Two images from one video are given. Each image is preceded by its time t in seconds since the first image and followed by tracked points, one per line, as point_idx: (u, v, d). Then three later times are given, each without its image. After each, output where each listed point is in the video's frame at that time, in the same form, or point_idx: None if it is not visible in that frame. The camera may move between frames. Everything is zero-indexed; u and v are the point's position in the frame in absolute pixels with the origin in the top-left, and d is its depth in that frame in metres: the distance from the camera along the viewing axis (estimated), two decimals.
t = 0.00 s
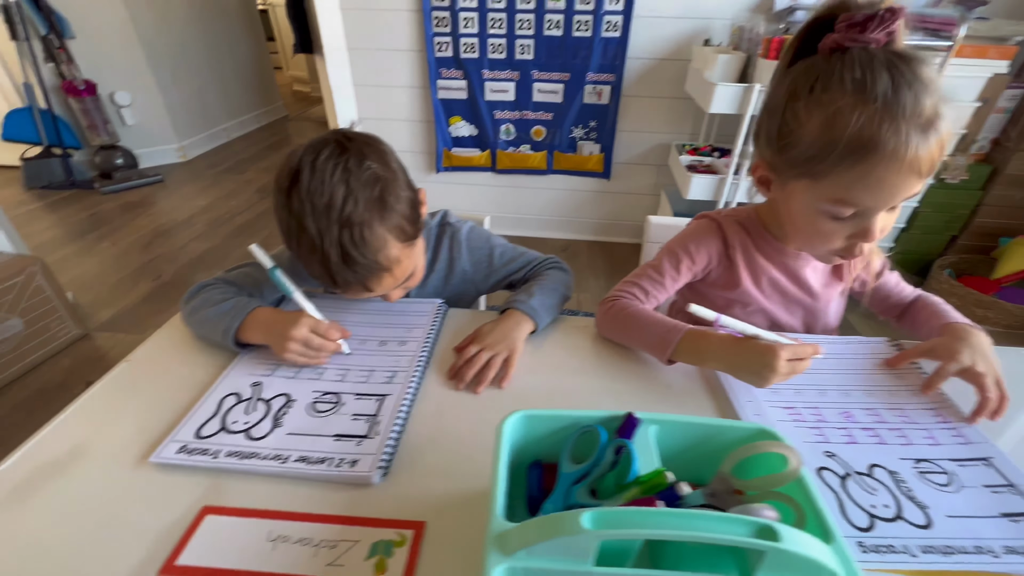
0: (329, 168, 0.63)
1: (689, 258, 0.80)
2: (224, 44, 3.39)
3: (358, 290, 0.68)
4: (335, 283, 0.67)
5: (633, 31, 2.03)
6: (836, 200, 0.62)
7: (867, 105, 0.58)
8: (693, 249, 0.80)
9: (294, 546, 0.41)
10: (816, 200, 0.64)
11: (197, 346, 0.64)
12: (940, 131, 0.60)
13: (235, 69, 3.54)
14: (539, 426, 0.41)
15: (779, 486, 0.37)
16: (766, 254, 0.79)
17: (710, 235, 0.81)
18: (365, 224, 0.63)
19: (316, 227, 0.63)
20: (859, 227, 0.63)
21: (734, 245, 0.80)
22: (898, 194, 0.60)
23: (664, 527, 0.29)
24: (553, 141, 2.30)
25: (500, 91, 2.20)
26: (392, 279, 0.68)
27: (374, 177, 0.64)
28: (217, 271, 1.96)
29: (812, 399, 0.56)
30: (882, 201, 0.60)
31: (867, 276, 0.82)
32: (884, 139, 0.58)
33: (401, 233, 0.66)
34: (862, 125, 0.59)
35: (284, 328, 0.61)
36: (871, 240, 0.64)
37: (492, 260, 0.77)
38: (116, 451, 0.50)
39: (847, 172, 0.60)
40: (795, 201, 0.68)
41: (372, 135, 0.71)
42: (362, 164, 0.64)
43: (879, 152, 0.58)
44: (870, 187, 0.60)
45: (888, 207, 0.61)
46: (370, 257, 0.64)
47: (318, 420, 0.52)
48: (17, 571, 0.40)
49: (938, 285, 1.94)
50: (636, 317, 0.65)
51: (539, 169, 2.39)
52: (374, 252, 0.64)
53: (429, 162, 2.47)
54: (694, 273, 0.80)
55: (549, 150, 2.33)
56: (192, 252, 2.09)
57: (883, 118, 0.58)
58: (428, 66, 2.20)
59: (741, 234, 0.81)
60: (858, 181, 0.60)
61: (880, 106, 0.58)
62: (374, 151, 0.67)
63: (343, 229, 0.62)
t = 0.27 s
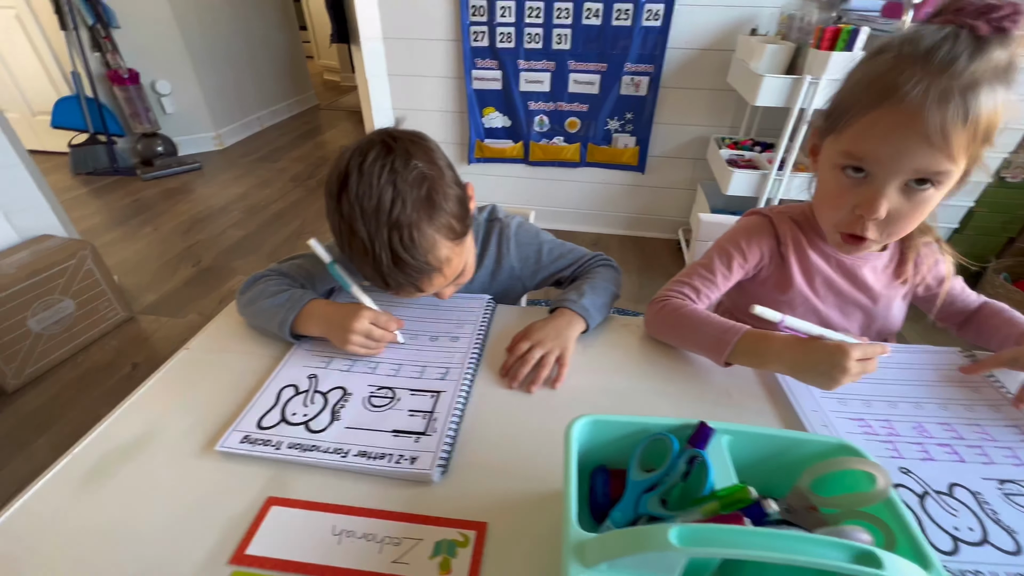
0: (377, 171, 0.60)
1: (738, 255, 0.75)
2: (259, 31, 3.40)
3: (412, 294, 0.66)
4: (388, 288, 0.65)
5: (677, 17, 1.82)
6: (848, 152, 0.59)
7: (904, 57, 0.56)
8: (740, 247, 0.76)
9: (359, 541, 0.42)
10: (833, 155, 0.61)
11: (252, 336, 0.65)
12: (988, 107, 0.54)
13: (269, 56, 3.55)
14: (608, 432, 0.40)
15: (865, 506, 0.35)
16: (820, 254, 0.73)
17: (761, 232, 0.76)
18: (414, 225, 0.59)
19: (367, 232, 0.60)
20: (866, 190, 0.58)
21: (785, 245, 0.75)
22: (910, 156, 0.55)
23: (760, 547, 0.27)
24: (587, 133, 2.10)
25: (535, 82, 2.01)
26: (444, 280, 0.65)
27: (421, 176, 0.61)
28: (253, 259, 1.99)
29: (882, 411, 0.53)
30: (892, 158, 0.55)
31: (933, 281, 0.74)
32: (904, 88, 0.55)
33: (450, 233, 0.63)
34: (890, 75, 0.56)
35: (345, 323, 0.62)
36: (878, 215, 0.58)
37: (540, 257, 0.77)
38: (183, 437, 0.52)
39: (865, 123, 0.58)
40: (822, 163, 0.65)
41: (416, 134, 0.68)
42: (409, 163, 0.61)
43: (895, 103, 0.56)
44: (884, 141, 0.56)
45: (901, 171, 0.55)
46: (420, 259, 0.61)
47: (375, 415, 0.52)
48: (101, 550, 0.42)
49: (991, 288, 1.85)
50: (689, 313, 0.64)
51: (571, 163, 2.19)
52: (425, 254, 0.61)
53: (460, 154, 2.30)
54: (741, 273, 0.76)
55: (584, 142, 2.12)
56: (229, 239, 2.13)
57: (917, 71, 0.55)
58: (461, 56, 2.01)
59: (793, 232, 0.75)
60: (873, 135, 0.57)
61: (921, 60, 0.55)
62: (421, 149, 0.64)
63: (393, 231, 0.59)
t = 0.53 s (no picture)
0: (414, 171, 0.56)
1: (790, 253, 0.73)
2: (290, 18, 3.40)
3: (453, 293, 0.63)
4: (427, 289, 0.63)
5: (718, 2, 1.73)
6: (919, 130, 0.56)
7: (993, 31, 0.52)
8: (792, 245, 0.73)
9: (408, 537, 0.42)
10: (902, 136, 0.58)
11: (297, 326, 0.66)
12: None
13: (299, 44, 3.56)
14: (665, 436, 0.39)
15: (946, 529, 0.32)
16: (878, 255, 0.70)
17: (814, 229, 0.73)
18: (454, 227, 0.56)
19: (406, 234, 0.57)
20: (933, 171, 0.55)
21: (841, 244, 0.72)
22: (987, 135, 0.51)
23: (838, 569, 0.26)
24: (619, 123, 2.03)
25: (568, 71, 1.95)
26: (485, 278, 0.63)
27: (459, 176, 0.57)
28: (284, 246, 2.01)
29: (947, 424, 0.51)
30: (964, 135, 0.52)
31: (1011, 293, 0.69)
32: (987, 59, 0.51)
33: (492, 232, 0.59)
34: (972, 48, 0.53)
35: (390, 318, 0.62)
36: (943, 199, 0.55)
37: (583, 253, 0.80)
38: (233, 425, 0.52)
39: (938, 99, 0.55)
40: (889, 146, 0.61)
41: (453, 127, 0.64)
42: (447, 161, 0.57)
43: (976, 76, 0.52)
44: (961, 120, 0.52)
45: (973, 151, 0.52)
46: (462, 261, 0.58)
47: (420, 410, 0.52)
48: (161, 534, 0.43)
49: None
50: (740, 311, 0.62)
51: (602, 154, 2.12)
52: (466, 254, 0.58)
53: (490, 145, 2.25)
54: (792, 271, 0.73)
55: (615, 133, 2.06)
56: (261, 226, 2.16)
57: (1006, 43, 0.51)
58: (493, 45, 1.96)
59: (850, 230, 0.72)
60: (950, 112, 0.53)
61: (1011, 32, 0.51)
62: (459, 145, 0.60)
63: (432, 233, 0.56)
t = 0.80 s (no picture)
0: (451, 174, 0.56)
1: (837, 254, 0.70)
2: (321, 8, 3.41)
3: (488, 293, 0.63)
4: (462, 290, 0.62)
5: None
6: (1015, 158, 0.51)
7: None
8: (838, 245, 0.70)
9: (446, 534, 0.42)
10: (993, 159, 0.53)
11: (333, 319, 0.67)
12: None
13: (330, 35, 3.58)
14: (712, 444, 0.38)
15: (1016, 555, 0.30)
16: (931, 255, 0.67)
17: (863, 230, 0.71)
18: (491, 230, 0.55)
19: (443, 237, 0.57)
20: None
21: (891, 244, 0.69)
22: None
23: None
24: (651, 116, 1.98)
25: (599, 62, 1.91)
26: (520, 278, 0.62)
27: (498, 177, 0.56)
28: (313, 236, 2.04)
29: (1006, 440, 0.48)
30: None
31: None
32: None
33: (530, 234, 0.59)
34: None
35: (424, 312, 0.62)
36: None
37: (619, 252, 0.80)
38: (273, 416, 0.54)
39: None
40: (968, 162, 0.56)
41: (488, 126, 0.63)
42: (484, 163, 0.56)
43: None
44: (1020, 109, 0.50)
45: None
46: (498, 263, 0.57)
47: (456, 406, 0.53)
48: (208, 521, 0.44)
49: None
50: (782, 314, 0.59)
51: (632, 148, 2.08)
52: (502, 256, 0.57)
53: (518, 137, 2.24)
54: (839, 272, 0.71)
55: (646, 126, 2.01)
56: (291, 216, 2.19)
57: None
58: (524, 36, 1.94)
59: (900, 230, 0.69)
60: (1009, 101, 0.51)
61: None
62: (495, 146, 0.59)
63: (469, 236, 0.56)
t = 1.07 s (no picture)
0: (479, 176, 0.55)
1: (882, 257, 0.67)
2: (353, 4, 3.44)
3: (514, 297, 0.63)
4: (489, 293, 0.62)
5: None
6: None
7: None
8: (881, 248, 0.67)
9: (469, 539, 0.42)
10: None
11: (360, 316, 0.67)
12: None
13: (362, 30, 3.61)
14: (747, 460, 0.37)
15: None
16: (982, 257, 0.64)
17: (909, 231, 0.67)
18: (518, 234, 0.55)
19: (469, 240, 0.56)
20: None
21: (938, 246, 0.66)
22: None
23: None
24: (683, 113, 1.93)
25: (631, 57, 1.87)
26: (547, 282, 0.61)
27: (526, 179, 0.55)
28: (342, 230, 2.07)
29: None
30: None
31: None
32: None
33: (557, 237, 0.58)
34: None
35: (448, 312, 0.62)
36: None
37: (648, 255, 0.78)
38: (302, 411, 0.54)
39: None
40: None
41: (516, 126, 0.62)
42: (512, 165, 0.55)
43: None
44: None
45: None
46: (525, 267, 0.57)
47: (481, 409, 0.52)
48: (238, 514, 0.45)
49: None
50: (824, 321, 0.58)
51: (662, 145, 2.04)
52: (529, 261, 0.56)
53: (546, 134, 2.22)
54: (885, 276, 0.67)
55: (677, 123, 1.96)
56: (321, 209, 2.23)
57: None
58: (554, 31, 1.91)
59: (948, 232, 0.66)
60: None
61: None
62: (524, 147, 0.58)
63: (496, 239, 0.55)
